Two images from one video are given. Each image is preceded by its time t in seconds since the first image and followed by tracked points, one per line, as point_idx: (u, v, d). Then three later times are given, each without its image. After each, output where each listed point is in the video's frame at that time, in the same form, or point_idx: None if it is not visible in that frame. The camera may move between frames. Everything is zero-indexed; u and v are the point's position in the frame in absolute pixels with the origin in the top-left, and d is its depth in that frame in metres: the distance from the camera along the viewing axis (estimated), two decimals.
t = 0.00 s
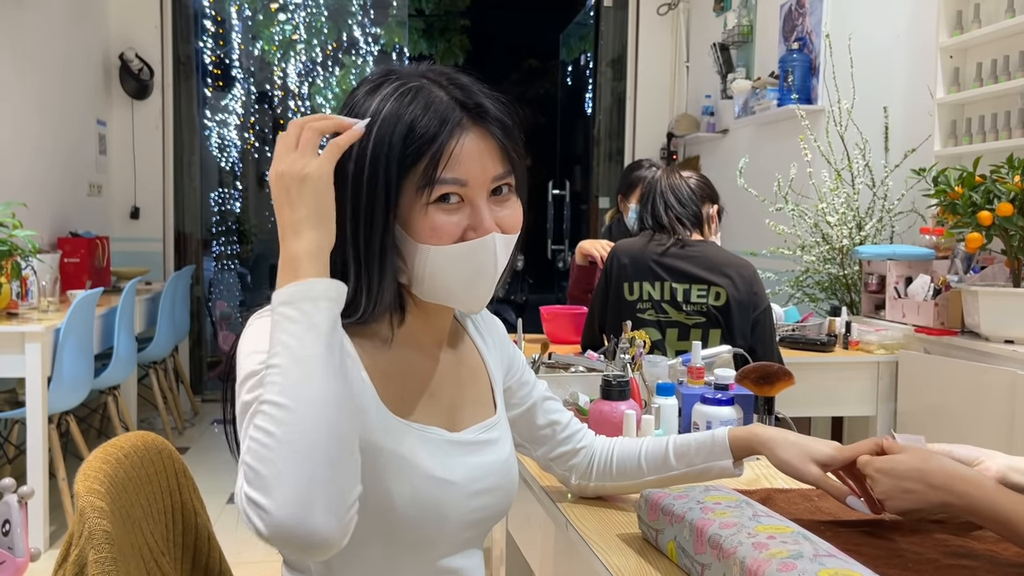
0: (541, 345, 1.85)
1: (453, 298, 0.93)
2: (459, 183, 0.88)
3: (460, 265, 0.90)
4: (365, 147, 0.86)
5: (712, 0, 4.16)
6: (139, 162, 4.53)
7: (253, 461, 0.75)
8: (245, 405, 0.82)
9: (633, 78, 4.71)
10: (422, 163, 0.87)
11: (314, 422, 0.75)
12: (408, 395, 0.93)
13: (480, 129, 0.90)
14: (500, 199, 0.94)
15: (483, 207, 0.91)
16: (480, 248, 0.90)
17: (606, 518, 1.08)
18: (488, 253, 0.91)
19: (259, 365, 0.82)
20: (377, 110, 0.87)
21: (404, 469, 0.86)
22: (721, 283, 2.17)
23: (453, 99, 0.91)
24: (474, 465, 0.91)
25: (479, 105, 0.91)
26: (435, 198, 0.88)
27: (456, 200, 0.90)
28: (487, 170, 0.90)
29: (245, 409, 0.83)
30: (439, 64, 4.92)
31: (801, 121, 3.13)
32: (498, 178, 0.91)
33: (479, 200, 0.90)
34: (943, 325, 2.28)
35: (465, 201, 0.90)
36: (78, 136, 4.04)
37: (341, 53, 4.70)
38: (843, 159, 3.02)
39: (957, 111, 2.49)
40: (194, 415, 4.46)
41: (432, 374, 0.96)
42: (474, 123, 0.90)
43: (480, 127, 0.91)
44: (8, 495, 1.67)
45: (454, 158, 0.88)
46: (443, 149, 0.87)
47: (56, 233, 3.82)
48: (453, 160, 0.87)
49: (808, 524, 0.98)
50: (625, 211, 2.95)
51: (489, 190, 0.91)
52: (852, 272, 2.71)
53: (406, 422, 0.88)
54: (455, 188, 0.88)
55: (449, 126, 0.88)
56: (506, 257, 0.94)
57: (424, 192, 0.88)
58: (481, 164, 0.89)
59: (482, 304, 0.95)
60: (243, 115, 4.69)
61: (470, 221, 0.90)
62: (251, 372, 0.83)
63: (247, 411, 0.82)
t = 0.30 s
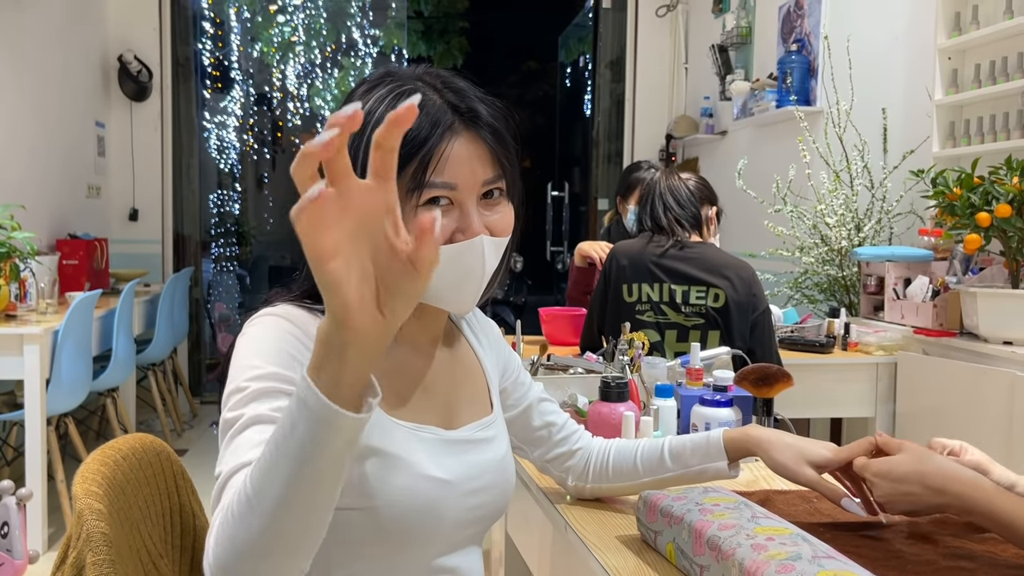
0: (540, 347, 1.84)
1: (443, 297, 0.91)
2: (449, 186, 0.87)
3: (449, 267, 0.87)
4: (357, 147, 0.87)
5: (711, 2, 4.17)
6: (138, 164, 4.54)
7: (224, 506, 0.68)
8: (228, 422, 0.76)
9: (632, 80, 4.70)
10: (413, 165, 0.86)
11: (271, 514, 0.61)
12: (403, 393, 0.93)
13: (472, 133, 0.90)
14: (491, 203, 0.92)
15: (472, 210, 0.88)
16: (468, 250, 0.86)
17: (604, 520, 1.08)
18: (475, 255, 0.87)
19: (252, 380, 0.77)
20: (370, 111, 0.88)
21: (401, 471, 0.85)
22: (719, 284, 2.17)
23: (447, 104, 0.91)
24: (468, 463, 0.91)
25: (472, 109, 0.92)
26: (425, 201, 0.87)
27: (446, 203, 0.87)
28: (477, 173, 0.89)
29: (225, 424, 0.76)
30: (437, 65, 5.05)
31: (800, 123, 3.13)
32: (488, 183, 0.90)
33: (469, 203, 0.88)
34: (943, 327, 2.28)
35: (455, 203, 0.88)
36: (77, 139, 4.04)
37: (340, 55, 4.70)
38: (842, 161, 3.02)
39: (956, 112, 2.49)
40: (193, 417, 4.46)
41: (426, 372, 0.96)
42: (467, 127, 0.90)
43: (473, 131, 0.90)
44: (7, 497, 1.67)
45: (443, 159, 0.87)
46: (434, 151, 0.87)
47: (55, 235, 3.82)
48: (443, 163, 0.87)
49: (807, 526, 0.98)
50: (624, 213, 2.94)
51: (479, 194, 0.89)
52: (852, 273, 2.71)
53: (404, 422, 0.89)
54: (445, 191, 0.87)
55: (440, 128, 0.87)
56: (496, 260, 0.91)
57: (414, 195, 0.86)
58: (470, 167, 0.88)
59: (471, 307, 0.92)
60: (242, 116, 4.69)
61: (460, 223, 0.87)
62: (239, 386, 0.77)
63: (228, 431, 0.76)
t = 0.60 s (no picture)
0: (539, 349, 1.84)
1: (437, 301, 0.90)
2: (448, 193, 0.87)
3: (445, 270, 0.86)
4: (358, 152, 0.87)
5: (709, 3, 4.17)
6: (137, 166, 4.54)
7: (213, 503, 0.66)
8: (219, 418, 0.75)
9: (631, 81, 4.70)
10: (413, 171, 0.86)
11: (252, 529, 0.59)
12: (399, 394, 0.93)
13: (472, 138, 0.89)
14: (489, 208, 0.91)
15: (471, 215, 0.87)
16: (464, 254, 0.85)
17: (602, 522, 1.07)
18: (473, 258, 0.85)
19: (247, 378, 0.77)
20: (370, 116, 0.88)
21: (399, 473, 0.85)
22: (718, 286, 2.17)
23: (447, 107, 0.90)
24: (463, 465, 0.91)
25: (471, 114, 0.91)
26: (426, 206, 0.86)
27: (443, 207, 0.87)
28: (475, 179, 0.88)
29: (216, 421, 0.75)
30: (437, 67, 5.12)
31: (798, 124, 3.13)
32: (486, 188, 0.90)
33: (467, 208, 0.87)
34: (942, 328, 2.28)
35: (452, 207, 0.87)
36: (76, 140, 4.04)
37: (339, 56, 4.68)
38: (840, 162, 3.02)
39: (954, 113, 2.49)
40: (191, 419, 4.46)
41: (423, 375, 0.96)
42: (467, 132, 0.89)
43: (472, 136, 0.90)
44: (3, 500, 1.66)
45: (442, 164, 0.87)
46: (434, 158, 0.86)
47: (54, 236, 3.82)
48: (442, 169, 0.87)
49: (805, 528, 0.98)
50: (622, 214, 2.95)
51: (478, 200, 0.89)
52: (850, 275, 2.70)
53: (402, 425, 0.89)
54: (443, 197, 0.86)
55: (439, 133, 0.87)
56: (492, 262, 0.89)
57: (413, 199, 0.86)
58: (469, 174, 0.88)
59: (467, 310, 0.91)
60: (240, 118, 4.68)
61: (457, 228, 0.86)
62: (233, 383, 0.77)
63: (218, 427, 0.75)
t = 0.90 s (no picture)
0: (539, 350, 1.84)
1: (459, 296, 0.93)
2: (484, 186, 0.89)
3: (475, 265, 0.90)
4: (396, 145, 0.85)
5: (708, 4, 4.18)
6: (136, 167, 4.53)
7: (231, 554, 0.71)
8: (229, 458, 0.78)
9: (630, 83, 4.70)
10: (453, 164, 0.87)
11: (297, 538, 0.65)
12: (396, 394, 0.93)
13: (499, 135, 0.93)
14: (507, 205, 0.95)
15: (497, 209, 0.92)
16: (495, 247, 0.90)
17: (601, 524, 1.07)
18: (501, 252, 0.91)
19: (253, 414, 0.79)
20: (404, 115, 0.86)
21: (399, 476, 0.85)
22: (718, 287, 2.18)
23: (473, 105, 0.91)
24: (464, 469, 0.91)
25: (492, 111, 0.94)
26: (461, 200, 0.88)
27: (477, 203, 0.90)
28: (505, 175, 0.92)
29: (227, 459, 0.78)
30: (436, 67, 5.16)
31: (797, 125, 3.14)
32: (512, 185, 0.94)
33: (494, 203, 0.91)
34: (941, 329, 2.28)
35: (484, 203, 0.91)
36: (75, 141, 4.05)
37: (338, 57, 4.66)
38: (839, 163, 3.03)
39: (953, 115, 2.49)
40: (189, 420, 4.45)
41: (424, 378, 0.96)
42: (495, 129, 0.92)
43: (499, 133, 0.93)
44: (3, 501, 1.66)
45: (482, 163, 0.89)
46: (473, 152, 0.88)
47: (53, 237, 3.82)
48: (481, 163, 0.89)
49: (804, 529, 0.98)
50: (621, 215, 2.96)
51: (503, 195, 0.93)
52: (850, 276, 2.70)
53: (402, 430, 0.89)
54: (480, 192, 0.89)
55: (477, 132, 0.88)
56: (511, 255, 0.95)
57: (454, 194, 0.88)
58: (500, 169, 0.91)
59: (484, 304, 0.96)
60: (239, 119, 4.68)
61: (488, 221, 0.91)
62: (238, 419, 0.79)
63: (230, 466, 0.78)
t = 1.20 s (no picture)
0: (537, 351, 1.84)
1: (472, 296, 0.97)
2: (503, 186, 0.93)
3: (493, 263, 0.95)
4: (432, 145, 0.86)
5: (706, 6, 4.20)
6: (135, 169, 4.52)
7: None
8: (261, 506, 0.81)
9: (628, 84, 4.70)
10: (482, 164, 0.90)
11: None
12: (393, 394, 0.93)
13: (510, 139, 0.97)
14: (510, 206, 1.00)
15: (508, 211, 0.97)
16: (510, 246, 0.96)
17: (599, 525, 1.08)
18: (513, 253, 0.97)
19: (277, 464, 0.80)
20: (438, 115, 0.88)
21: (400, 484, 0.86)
22: (717, 288, 2.18)
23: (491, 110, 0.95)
24: (465, 475, 0.91)
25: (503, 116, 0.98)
26: (482, 200, 0.92)
27: (495, 203, 0.94)
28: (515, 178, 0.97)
29: (256, 505, 0.81)
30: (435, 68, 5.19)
31: (795, 127, 3.15)
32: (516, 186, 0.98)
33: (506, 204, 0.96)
34: (939, 330, 2.28)
35: (499, 204, 0.95)
36: (74, 144, 4.04)
37: (338, 59, 4.69)
38: (838, 165, 3.04)
39: (952, 116, 2.50)
40: (188, 422, 4.45)
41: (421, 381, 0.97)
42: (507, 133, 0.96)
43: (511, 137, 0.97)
44: (2, 503, 1.66)
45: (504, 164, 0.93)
46: (497, 153, 0.91)
47: (52, 239, 3.81)
48: (503, 164, 0.92)
49: (804, 531, 0.98)
50: (620, 217, 2.97)
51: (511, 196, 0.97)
52: (848, 277, 2.71)
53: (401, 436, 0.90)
54: (500, 192, 0.94)
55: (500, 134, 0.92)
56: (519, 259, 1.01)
57: (480, 194, 0.91)
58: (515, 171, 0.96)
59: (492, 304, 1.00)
60: (239, 121, 4.70)
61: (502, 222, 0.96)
62: (264, 466, 0.80)
63: (262, 512, 0.81)
